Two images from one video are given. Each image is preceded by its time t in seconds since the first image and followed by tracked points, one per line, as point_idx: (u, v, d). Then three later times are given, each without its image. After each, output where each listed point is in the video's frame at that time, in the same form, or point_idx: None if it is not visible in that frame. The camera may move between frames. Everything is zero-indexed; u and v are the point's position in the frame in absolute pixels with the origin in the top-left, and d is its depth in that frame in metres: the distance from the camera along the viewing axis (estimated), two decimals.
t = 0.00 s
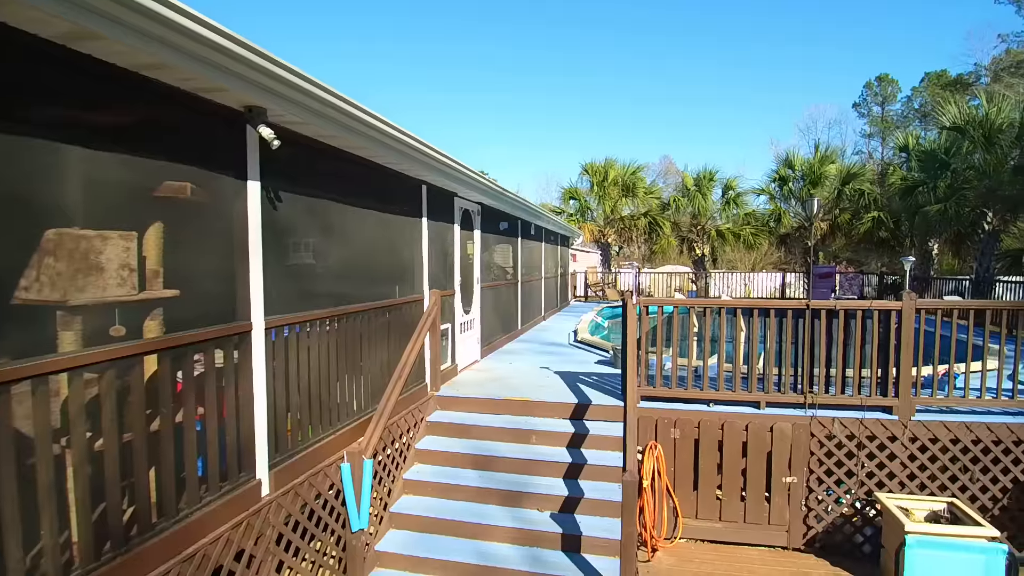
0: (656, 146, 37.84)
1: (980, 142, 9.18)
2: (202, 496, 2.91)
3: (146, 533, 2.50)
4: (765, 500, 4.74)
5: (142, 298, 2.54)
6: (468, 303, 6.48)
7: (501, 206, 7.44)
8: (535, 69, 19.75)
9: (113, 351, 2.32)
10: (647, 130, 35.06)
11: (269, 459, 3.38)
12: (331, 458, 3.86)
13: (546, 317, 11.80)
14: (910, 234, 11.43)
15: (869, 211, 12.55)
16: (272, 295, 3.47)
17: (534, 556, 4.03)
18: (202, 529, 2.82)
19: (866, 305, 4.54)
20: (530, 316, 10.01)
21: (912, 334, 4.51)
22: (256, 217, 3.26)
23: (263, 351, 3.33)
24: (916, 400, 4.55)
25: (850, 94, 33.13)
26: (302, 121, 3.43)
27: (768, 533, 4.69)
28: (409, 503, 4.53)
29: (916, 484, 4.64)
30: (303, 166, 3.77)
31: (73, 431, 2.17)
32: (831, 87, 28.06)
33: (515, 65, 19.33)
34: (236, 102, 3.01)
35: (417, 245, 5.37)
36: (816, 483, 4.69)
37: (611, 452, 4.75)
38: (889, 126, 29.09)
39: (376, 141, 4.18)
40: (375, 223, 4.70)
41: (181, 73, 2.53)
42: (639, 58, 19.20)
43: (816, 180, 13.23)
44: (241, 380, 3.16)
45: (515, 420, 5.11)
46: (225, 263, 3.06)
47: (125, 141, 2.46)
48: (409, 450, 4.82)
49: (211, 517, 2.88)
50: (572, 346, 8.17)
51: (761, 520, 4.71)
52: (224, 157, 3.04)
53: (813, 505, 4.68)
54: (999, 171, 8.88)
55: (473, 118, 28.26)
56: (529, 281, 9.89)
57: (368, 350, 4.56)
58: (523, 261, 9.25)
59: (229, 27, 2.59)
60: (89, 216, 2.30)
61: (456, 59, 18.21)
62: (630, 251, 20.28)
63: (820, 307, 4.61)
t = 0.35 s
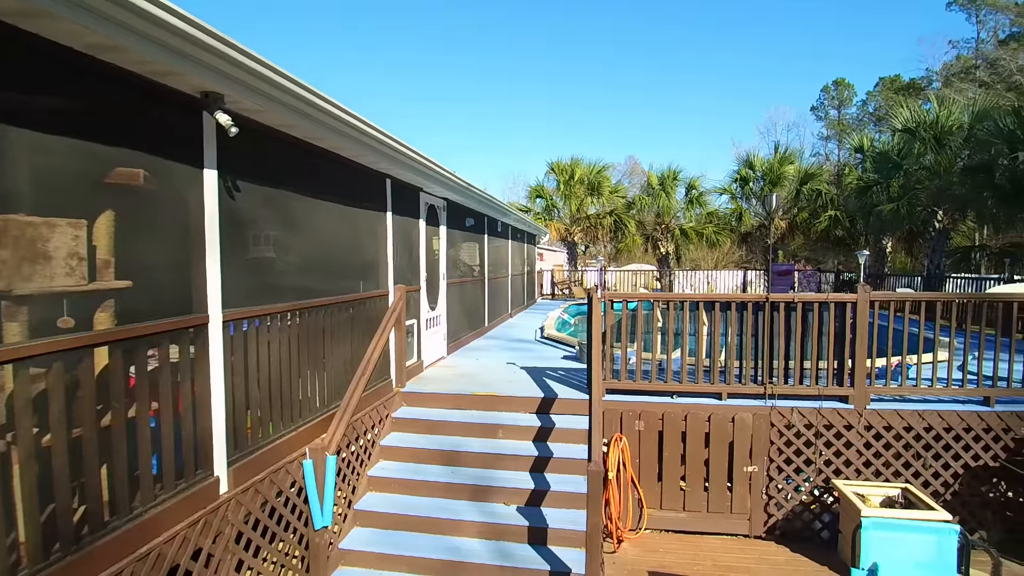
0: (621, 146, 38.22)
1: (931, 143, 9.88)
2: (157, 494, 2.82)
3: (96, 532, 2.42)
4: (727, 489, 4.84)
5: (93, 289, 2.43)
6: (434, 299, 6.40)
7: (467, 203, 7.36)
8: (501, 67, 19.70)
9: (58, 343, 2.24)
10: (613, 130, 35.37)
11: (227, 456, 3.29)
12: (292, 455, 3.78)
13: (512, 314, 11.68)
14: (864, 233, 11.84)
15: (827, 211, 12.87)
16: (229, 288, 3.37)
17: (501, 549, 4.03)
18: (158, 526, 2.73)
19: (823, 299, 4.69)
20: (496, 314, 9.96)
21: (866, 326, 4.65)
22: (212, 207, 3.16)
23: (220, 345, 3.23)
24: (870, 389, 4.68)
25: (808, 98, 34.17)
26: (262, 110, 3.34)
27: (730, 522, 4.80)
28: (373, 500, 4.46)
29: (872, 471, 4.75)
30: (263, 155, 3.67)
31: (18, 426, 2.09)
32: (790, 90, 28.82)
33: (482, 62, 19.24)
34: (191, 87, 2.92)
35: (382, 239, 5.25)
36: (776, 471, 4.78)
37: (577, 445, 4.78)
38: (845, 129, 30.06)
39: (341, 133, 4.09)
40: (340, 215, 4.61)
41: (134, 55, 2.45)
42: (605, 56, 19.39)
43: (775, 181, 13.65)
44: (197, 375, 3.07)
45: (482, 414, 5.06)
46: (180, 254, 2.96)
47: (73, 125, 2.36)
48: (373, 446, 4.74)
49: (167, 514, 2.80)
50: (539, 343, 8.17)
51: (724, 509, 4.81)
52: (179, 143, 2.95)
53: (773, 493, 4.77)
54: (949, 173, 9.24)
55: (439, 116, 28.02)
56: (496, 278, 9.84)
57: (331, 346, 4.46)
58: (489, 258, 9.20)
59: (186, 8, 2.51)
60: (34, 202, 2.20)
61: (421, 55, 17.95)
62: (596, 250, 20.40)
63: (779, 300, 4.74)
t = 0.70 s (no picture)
0: (592, 146, 38.45)
1: (888, 141, 10.05)
2: (87, 489, 2.68)
3: (18, 528, 2.30)
4: (686, 480, 4.84)
5: (14, 273, 2.29)
6: (395, 294, 6.27)
7: (430, 197, 7.23)
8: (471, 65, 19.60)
9: None
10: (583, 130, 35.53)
11: (166, 450, 3.14)
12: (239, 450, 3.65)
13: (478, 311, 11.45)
14: (825, 230, 12.09)
15: (789, 208, 13.23)
16: (168, 276, 3.23)
17: (457, 544, 3.96)
18: (87, 523, 2.60)
19: (779, 288, 4.71)
20: (462, 310, 9.87)
21: (821, 316, 4.66)
22: (147, 190, 3.02)
23: (157, 335, 3.09)
24: (825, 378, 4.71)
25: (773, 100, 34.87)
26: (201, 90, 3.21)
27: (689, 512, 4.81)
28: (326, 497, 4.34)
29: (826, 460, 4.78)
30: (204, 139, 3.52)
31: None
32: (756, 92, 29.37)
33: (451, 59, 19.11)
34: (121, 63, 2.79)
35: (338, 230, 5.10)
36: (734, 461, 4.80)
37: (536, 438, 4.73)
38: (808, 131, 30.78)
39: (291, 120, 3.96)
40: (291, 205, 4.48)
41: (54, 26, 2.33)
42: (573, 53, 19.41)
43: (739, 179, 13.87)
44: (131, 366, 2.93)
45: (440, 409, 4.97)
46: (112, 238, 2.82)
47: None
48: (327, 443, 4.61)
49: (97, 510, 2.66)
50: (504, 338, 8.11)
51: (683, 499, 4.83)
52: (110, 123, 2.81)
53: (731, 483, 4.79)
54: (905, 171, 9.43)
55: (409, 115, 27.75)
56: (461, 275, 9.75)
57: (282, 339, 4.32)
58: (454, 254, 9.10)
59: None
60: None
61: (389, 52, 17.72)
62: (565, 248, 20.41)
63: (737, 290, 4.71)
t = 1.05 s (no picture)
0: (567, 146, 38.50)
1: (849, 139, 10.14)
2: None
3: None
4: (640, 473, 4.81)
5: None
6: (351, 290, 6.13)
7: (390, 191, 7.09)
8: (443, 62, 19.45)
9: None
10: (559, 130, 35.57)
11: (83, 447, 2.99)
12: (169, 447, 3.54)
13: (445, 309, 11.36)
14: (791, 227, 12.23)
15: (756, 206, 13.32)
16: (89, 265, 3.08)
17: (402, 542, 3.86)
18: None
19: (730, 281, 4.70)
20: (427, 308, 9.73)
21: (772, 307, 4.67)
22: (63, 174, 2.88)
23: (73, 328, 2.94)
24: (776, 370, 4.72)
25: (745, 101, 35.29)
26: (123, 71, 3.07)
27: (643, 506, 4.77)
28: (269, 496, 4.20)
29: (778, 451, 4.79)
30: (129, 125, 3.37)
31: None
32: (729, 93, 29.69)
33: (422, 57, 18.93)
34: (30, 40, 2.64)
35: (285, 222, 4.94)
36: (687, 454, 4.78)
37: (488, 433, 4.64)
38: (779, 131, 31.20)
39: (226, 105, 3.82)
40: (231, 194, 4.33)
41: None
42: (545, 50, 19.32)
43: (707, 178, 13.98)
44: (43, 360, 2.78)
45: (391, 404, 4.86)
46: (21, 223, 2.68)
47: None
48: (271, 441, 4.48)
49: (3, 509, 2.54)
50: (467, 334, 8.00)
51: (637, 493, 4.79)
52: (19, 102, 2.67)
53: (685, 476, 4.77)
54: (866, 168, 9.53)
55: (383, 114, 27.53)
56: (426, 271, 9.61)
57: (219, 334, 4.18)
58: (418, 250, 8.96)
59: None
60: None
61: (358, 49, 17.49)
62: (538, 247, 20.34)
63: (689, 282, 4.71)
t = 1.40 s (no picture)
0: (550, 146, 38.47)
1: (816, 139, 10.24)
2: None
3: None
4: (590, 471, 4.73)
5: None
6: (303, 287, 5.99)
7: (348, 187, 6.94)
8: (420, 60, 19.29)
9: None
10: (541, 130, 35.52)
11: None
12: (88, 447, 3.41)
13: (413, 307, 11.21)
14: (761, 226, 12.27)
15: (728, 205, 13.36)
16: None
17: (336, 544, 3.75)
18: None
19: (681, 276, 4.63)
20: (393, 307, 9.60)
21: (723, 303, 4.62)
22: None
23: None
24: (726, 366, 4.68)
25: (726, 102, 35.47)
26: (36, 59, 2.92)
27: (593, 505, 4.70)
28: (203, 498, 4.06)
29: (729, 449, 4.73)
30: (42, 113, 3.21)
31: None
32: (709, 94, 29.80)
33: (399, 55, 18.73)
34: None
35: (225, 216, 4.79)
36: (637, 452, 4.72)
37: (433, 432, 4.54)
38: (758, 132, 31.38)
39: (154, 95, 3.67)
40: (164, 186, 4.17)
41: None
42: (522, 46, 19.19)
43: (680, 176, 13.97)
44: None
45: (336, 404, 4.74)
46: None
47: None
48: (207, 442, 4.36)
49: None
50: (429, 333, 7.88)
51: (587, 492, 4.71)
52: None
53: (636, 474, 4.70)
54: (832, 166, 9.48)
55: (362, 112, 27.29)
56: (392, 270, 9.47)
57: (153, 331, 4.03)
58: (382, 248, 8.82)
59: None
60: None
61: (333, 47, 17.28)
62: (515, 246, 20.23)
63: (638, 277, 4.65)
